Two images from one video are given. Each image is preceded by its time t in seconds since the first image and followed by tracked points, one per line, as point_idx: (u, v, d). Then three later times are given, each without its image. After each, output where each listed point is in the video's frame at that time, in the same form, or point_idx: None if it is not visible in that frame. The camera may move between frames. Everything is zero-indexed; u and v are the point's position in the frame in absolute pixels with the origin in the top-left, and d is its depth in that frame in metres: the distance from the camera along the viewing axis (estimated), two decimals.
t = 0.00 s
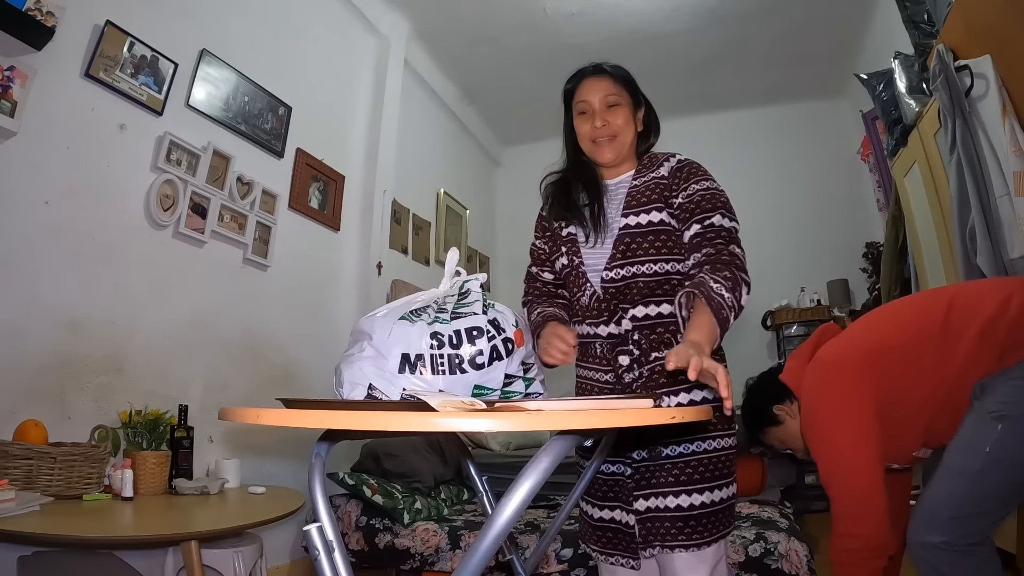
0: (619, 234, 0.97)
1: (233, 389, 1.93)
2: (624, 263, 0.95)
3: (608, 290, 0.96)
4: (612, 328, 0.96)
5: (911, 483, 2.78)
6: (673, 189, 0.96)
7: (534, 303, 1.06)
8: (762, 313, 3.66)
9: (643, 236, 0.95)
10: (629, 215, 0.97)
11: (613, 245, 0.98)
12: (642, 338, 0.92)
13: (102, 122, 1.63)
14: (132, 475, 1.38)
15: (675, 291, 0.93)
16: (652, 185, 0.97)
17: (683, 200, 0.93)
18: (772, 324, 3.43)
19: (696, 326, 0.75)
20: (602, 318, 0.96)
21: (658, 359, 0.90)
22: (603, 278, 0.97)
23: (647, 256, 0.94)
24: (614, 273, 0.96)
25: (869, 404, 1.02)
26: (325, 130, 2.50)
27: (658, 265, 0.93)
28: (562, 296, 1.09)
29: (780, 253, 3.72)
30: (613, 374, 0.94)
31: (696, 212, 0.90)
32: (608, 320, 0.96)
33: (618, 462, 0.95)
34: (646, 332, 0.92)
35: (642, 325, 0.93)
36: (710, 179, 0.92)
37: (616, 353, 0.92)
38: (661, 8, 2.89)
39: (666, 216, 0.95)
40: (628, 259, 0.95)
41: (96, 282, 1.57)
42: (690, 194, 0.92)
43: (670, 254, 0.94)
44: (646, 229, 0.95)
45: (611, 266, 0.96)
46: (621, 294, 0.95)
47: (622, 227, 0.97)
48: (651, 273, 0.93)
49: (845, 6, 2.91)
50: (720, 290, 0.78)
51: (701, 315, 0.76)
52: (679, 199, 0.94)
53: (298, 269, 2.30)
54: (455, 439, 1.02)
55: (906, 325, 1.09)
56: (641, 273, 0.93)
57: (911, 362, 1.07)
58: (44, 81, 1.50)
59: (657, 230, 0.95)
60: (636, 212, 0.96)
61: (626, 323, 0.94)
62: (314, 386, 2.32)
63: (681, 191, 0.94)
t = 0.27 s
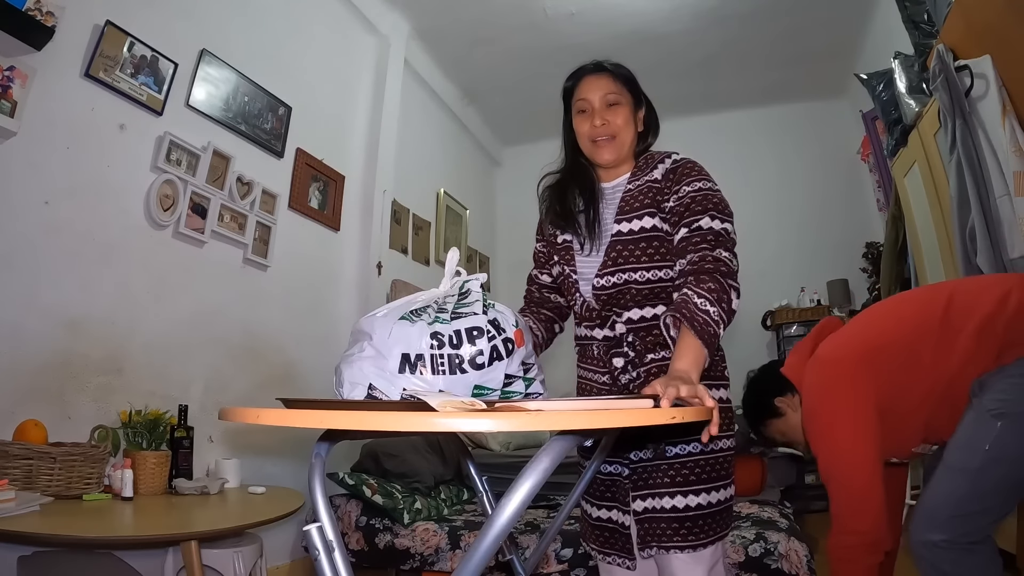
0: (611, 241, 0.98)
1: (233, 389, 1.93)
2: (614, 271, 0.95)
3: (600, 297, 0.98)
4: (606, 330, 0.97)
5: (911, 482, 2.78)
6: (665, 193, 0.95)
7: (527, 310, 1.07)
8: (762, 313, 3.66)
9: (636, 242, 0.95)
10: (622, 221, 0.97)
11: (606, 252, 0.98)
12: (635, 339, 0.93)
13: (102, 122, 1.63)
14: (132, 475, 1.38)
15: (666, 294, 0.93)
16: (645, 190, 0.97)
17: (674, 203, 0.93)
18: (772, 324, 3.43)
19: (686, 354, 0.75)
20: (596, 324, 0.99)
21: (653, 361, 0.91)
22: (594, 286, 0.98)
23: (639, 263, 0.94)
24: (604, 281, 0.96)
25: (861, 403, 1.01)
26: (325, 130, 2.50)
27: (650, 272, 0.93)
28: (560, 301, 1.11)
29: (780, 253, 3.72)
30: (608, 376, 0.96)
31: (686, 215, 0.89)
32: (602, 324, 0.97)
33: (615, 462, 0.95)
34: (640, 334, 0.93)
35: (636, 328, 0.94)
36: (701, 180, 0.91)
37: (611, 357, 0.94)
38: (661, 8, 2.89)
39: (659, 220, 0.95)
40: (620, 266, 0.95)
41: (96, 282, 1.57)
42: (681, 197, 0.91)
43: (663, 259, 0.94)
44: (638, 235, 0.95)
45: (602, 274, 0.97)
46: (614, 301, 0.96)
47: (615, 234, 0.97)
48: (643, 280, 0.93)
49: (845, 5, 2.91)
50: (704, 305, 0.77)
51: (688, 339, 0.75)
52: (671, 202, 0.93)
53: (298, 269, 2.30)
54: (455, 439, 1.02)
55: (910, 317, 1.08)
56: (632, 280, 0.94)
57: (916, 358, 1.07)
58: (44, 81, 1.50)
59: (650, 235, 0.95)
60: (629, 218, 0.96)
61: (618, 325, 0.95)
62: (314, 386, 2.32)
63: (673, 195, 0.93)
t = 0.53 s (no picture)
0: (610, 248, 0.98)
1: (233, 389, 1.93)
2: (615, 279, 0.96)
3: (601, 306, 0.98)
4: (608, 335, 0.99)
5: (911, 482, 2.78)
6: (661, 196, 0.95)
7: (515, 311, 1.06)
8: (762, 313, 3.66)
9: (635, 248, 0.95)
10: (619, 228, 0.97)
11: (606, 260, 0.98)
12: (637, 340, 0.94)
13: (102, 122, 1.63)
14: (132, 475, 1.38)
15: (667, 299, 0.94)
16: (641, 195, 0.97)
17: (670, 206, 0.93)
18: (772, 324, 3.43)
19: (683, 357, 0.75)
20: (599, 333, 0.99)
21: (654, 362, 0.92)
22: (595, 295, 0.98)
23: (641, 270, 0.94)
24: (606, 289, 0.96)
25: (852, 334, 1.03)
26: (325, 130, 2.50)
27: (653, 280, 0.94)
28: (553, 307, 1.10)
29: (780, 253, 3.72)
30: (609, 377, 0.96)
31: (682, 217, 0.89)
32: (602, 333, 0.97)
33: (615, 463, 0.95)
34: (642, 336, 0.94)
35: (638, 330, 0.95)
36: (696, 181, 0.91)
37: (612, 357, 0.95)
38: (661, 8, 2.89)
39: (656, 225, 0.95)
40: (621, 274, 0.95)
41: (96, 281, 1.57)
42: (676, 199, 0.91)
43: (662, 265, 0.94)
44: (637, 242, 0.95)
45: (603, 282, 0.97)
46: (616, 308, 0.96)
47: (614, 241, 0.97)
48: (646, 288, 0.94)
49: (845, 6, 2.91)
50: (703, 309, 0.77)
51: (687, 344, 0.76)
52: (667, 205, 0.93)
53: (298, 269, 2.30)
54: (455, 439, 1.02)
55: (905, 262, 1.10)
56: (635, 289, 0.94)
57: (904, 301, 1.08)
58: (44, 81, 1.50)
59: (649, 242, 0.95)
60: (626, 224, 0.96)
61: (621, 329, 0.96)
62: (314, 386, 2.32)
63: (669, 198, 0.93)
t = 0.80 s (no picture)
0: (617, 263, 0.98)
1: (233, 389, 1.93)
2: (626, 295, 0.96)
3: (610, 321, 0.98)
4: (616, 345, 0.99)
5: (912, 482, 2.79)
6: (663, 204, 0.95)
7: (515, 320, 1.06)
8: (762, 313, 3.66)
9: (643, 262, 0.96)
10: (624, 240, 0.97)
11: (613, 275, 0.98)
12: (647, 349, 0.95)
13: (102, 122, 1.63)
14: (132, 475, 1.38)
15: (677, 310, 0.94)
16: (643, 205, 0.97)
17: (673, 215, 0.93)
18: (772, 324, 3.43)
19: (689, 358, 0.75)
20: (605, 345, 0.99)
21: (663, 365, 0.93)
22: (605, 311, 0.98)
23: (650, 285, 0.95)
24: (615, 306, 0.97)
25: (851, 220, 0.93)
26: (325, 130, 2.50)
27: (660, 293, 0.94)
28: (554, 316, 1.10)
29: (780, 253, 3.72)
30: (620, 384, 0.97)
31: (687, 226, 0.90)
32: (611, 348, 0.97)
33: (615, 467, 0.98)
34: (651, 344, 0.95)
35: (647, 338, 0.96)
36: (698, 188, 0.91)
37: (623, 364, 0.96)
38: (661, 8, 2.89)
39: (661, 236, 0.95)
40: (631, 290, 0.96)
41: (95, 281, 1.57)
42: (679, 208, 0.91)
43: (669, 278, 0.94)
44: (644, 255, 0.95)
45: (612, 298, 0.97)
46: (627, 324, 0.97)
47: (620, 255, 0.97)
48: (655, 301, 0.94)
49: (846, 6, 2.91)
50: (714, 315, 0.78)
51: (694, 347, 0.76)
52: (669, 213, 0.93)
53: (298, 269, 2.30)
54: (455, 439, 1.02)
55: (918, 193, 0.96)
56: (646, 304, 0.94)
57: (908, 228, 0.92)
58: (44, 81, 1.50)
59: (654, 254, 0.95)
60: (631, 237, 0.97)
61: (630, 340, 0.97)
62: (314, 386, 2.32)
63: (671, 206, 0.93)
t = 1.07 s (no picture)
0: (619, 269, 0.98)
1: (233, 389, 1.93)
2: (629, 302, 0.96)
3: (612, 327, 0.99)
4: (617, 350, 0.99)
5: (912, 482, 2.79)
6: (667, 210, 0.95)
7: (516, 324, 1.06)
8: (762, 313, 3.66)
9: (646, 269, 0.96)
10: (627, 247, 0.97)
11: (614, 281, 0.98)
12: (648, 353, 0.95)
13: (102, 122, 1.63)
14: (132, 475, 1.38)
15: (679, 315, 0.95)
16: (646, 211, 0.97)
17: (677, 221, 0.93)
18: (772, 324, 3.43)
19: (697, 361, 0.75)
20: (606, 352, 0.99)
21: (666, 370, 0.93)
22: (607, 318, 0.99)
23: (653, 292, 0.95)
24: (618, 313, 0.97)
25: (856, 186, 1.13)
26: (324, 130, 2.50)
27: (665, 300, 0.95)
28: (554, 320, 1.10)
29: (780, 253, 3.72)
30: (621, 389, 0.97)
31: (693, 231, 0.90)
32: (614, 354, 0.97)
33: (615, 468, 0.98)
34: (652, 349, 0.96)
35: (649, 343, 0.96)
36: (703, 193, 0.91)
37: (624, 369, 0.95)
38: (661, 8, 2.89)
39: (665, 242, 0.96)
40: (634, 297, 0.96)
41: (96, 281, 1.57)
42: (684, 214, 0.91)
43: (672, 285, 0.95)
44: (646, 262, 0.96)
45: (615, 306, 0.97)
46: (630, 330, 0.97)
47: (622, 261, 0.97)
48: (659, 308, 0.95)
49: (846, 6, 2.91)
50: (724, 320, 0.78)
51: (704, 349, 0.76)
52: (673, 218, 0.94)
53: (298, 269, 2.30)
54: (455, 439, 1.02)
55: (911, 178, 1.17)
56: (650, 311, 0.95)
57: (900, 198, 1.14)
58: (44, 81, 1.50)
59: (657, 261, 0.95)
60: (634, 244, 0.96)
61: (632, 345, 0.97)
62: (314, 386, 2.32)
63: (675, 213, 0.93)
